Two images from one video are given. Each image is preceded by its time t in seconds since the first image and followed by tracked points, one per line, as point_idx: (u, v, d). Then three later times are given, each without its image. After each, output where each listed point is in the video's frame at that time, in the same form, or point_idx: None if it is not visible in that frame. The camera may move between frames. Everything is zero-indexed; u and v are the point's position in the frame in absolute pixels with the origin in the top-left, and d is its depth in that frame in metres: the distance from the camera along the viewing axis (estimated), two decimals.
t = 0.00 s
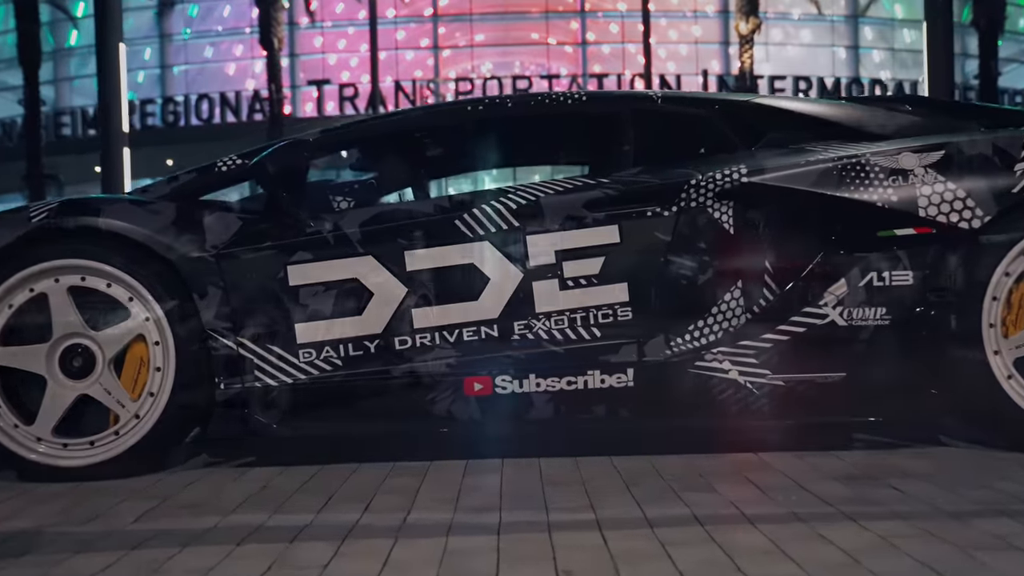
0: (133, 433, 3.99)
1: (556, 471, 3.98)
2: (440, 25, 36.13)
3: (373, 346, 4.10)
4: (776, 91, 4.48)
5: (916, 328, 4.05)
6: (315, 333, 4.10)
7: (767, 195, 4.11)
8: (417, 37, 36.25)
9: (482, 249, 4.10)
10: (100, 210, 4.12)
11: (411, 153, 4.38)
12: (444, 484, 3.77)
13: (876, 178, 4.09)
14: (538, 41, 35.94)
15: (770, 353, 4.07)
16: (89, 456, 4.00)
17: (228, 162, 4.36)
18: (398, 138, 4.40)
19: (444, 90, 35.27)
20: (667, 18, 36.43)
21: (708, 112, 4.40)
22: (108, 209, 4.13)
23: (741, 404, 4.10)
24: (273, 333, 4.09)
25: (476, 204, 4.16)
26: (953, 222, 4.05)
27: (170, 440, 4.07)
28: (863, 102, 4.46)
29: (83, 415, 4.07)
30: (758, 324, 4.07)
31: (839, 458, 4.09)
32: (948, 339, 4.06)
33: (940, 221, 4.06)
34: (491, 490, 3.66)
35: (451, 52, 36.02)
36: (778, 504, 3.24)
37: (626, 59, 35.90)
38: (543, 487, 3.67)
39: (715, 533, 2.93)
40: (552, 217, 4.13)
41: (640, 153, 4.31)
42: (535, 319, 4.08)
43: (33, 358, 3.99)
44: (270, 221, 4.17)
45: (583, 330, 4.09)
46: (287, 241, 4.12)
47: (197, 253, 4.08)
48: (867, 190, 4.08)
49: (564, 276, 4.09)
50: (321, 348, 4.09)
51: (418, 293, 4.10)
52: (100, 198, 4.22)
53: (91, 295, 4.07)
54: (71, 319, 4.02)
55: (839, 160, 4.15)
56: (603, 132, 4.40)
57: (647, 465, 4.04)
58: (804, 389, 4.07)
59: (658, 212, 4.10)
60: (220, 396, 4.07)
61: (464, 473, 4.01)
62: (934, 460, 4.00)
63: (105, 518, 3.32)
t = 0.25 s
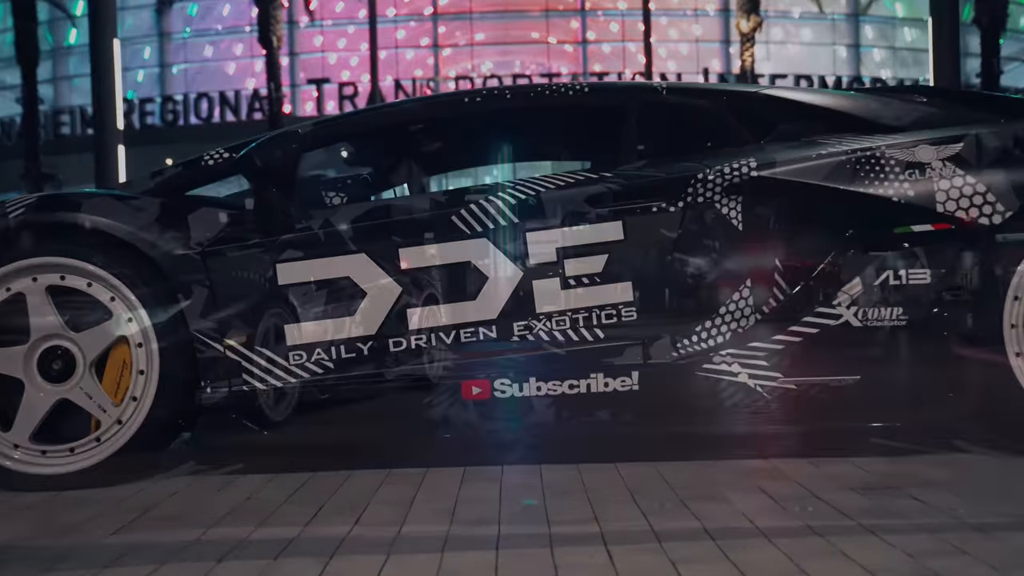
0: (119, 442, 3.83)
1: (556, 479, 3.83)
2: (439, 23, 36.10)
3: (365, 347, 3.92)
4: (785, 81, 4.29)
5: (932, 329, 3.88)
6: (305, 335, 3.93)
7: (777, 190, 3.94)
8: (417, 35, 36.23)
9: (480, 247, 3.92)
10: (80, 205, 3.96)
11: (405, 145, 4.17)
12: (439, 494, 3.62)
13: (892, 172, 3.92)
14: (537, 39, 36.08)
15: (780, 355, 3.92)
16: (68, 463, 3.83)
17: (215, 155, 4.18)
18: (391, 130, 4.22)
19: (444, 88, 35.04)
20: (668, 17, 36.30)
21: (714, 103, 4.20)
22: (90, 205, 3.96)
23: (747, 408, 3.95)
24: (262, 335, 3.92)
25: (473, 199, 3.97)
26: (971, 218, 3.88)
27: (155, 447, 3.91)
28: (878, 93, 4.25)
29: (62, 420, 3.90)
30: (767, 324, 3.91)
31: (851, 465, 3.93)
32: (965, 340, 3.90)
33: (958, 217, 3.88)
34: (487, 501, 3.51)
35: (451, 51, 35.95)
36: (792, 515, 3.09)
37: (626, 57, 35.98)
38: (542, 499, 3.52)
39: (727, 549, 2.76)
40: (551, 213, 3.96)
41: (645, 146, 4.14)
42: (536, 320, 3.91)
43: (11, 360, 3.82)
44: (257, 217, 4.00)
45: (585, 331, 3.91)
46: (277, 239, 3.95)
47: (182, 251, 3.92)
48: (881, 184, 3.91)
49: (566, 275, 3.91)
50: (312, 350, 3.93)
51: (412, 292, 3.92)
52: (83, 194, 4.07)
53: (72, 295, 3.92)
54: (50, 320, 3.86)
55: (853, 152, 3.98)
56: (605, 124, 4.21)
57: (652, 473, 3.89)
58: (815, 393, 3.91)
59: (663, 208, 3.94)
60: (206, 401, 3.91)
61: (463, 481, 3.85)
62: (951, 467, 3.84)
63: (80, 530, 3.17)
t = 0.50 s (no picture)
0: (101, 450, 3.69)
1: (559, 493, 3.67)
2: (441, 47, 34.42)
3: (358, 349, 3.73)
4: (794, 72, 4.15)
5: (950, 332, 3.71)
6: (295, 337, 3.73)
7: (790, 184, 3.76)
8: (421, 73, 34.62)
9: (478, 244, 3.73)
10: (58, 202, 3.79)
11: (401, 139, 4.01)
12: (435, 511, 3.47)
13: (911, 166, 3.74)
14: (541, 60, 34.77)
15: (793, 359, 3.74)
16: (46, 470, 3.69)
17: (201, 149, 4.00)
18: (386, 123, 4.03)
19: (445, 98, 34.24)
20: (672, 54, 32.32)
21: (721, 95, 4.03)
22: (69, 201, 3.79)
23: (757, 414, 3.80)
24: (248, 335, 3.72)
25: (472, 194, 3.78)
26: (995, 214, 3.69)
27: (140, 455, 3.77)
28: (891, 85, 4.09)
29: (40, 425, 3.73)
30: (779, 326, 3.73)
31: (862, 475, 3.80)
32: (985, 346, 3.74)
33: (982, 213, 3.69)
34: (485, 518, 3.36)
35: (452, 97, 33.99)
36: (808, 533, 2.98)
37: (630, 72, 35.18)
38: (543, 515, 3.37)
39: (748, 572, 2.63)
40: (553, 210, 3.77)
41: (652, 139, 3.96)
42: (537, 323, 3.72)
43: None
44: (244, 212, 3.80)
45: (589, 332, 3.73)
46: (264, 235, 3.76)
47: (166, 249, 3.74)
48: (899, 178, 3.73)
49: (569, 274, 3.72)
50: (301, 353, 3.73)
51: (407, 292, 3.73)
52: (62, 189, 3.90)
53: (50, 294, 3.74)
54: (25, 321, 3.68)
55: (870, 146, 3.80)
56: (609, 117, 4.03)
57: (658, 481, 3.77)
58: (829, 397, 3.76)
59: (671, 204, 3.76)
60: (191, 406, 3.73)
61: (460, 497, 3.71)
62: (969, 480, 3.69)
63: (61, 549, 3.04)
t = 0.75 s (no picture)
0: (87, 457, 3.63)
1: (563, 501, 3.59)
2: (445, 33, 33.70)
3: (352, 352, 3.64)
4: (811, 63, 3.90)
5: (964, 337, 3.61)
6: (287, 339, 3.65)
7: (808, 179, 3.58)
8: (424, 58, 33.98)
9: (479, 242, 3.57)
10: (37, 197, 3.67)
11: (395, 132, 3.77)
12: (435, 519, 3.42)
13: (933, 159, 3.59)
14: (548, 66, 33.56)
15: (808, 362, 3.62)
16: (29, 475, 3.65)
17: (188, 142, 3.74)
18: (383, 113, 3.79)
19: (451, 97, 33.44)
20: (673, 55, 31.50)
21: (732, 85, 3.78)
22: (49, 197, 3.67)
23: (766, 424, 3.68)
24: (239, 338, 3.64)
25: (472, 188, 3.60)
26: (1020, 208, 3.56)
27: (130, 457, 3.71)
28: (913, 73, 3.84)
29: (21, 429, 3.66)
30: (793, 328, 3.60)
31: (867, 485, 3.76)
32: (1001, 349, 3.64)
33: (1006, 207, 3.56)
34: (484, 529, 3.30)
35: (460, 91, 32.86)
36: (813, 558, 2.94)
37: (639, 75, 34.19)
38: (547, 528, 3.30)
39: None
40: (555, 207, 3.58)
41: (660, 130, 3.74)
42: (541, 323, 3.59)
43: None
44: (233, 208, 3.64)
45: (594, 333, 3.59)
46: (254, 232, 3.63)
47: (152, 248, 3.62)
48: (922, 173, 3.57)
49: (572, 273, 3.57)
50: (294, 355, 3.66)
51: (405, 292, 3.61)
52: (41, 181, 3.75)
53: (30, 294, 3.64)
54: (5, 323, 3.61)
55: (890, 138, 3.63)
56: (613, 110, 3.76)
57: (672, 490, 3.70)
58: (844, 404, 3.65)
59: (681, 199, 3.59)
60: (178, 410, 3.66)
61: (458, 501, 3.64)
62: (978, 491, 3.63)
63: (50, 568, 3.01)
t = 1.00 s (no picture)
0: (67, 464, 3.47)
1: (564, 507, 3.44)
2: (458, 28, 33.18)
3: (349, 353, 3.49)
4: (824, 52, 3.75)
5: (975, 337, 3.54)
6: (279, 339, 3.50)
7: (824, 172, 3.46)
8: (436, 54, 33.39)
9: (478, 237, 3.43)
10: (14, 191, 3.52)
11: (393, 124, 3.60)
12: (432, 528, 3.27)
13: (958, 150, 3.50)
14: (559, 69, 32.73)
15: (825, 364, 3.52)
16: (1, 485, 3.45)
17: (173, 133, 3.63)
18: (381, 104, 3.63)
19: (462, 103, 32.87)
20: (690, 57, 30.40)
21: (741, 75, 3.62)
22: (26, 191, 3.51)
23: (764, 429, 3.73)
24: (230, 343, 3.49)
25: (474, 179, 3.45)
26: None
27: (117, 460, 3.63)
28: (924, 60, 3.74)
29: None
30: (808, 328, 3.48)
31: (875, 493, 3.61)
32: (1004, 350, 3.60)
33: None
34: (487, 539, 3.14)
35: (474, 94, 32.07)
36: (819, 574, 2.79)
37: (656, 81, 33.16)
38: (550, 539, 3.13)
39: None
40: (560, 203, 3.44)
41: (668, 122, 3.57)
42: (541, 324, 3.47)
43: None
44: (218, 205, 3.49)
45: (599, 333, 3.47)
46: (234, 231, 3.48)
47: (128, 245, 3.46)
48: (944, 165, 3.47)
49: (576, 271, 3.45)
50: (284, 356, 3.50)
51: (406, 293, 3.45)
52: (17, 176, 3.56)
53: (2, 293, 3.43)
54: None
55: (912, 128, 3.52)
56: (619, 100, 3.60)
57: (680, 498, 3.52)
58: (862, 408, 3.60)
59: (690, 193, 3.46)
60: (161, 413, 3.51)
61: (457, 507, 3.49)
62: (982, 496, 3.53)
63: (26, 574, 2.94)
